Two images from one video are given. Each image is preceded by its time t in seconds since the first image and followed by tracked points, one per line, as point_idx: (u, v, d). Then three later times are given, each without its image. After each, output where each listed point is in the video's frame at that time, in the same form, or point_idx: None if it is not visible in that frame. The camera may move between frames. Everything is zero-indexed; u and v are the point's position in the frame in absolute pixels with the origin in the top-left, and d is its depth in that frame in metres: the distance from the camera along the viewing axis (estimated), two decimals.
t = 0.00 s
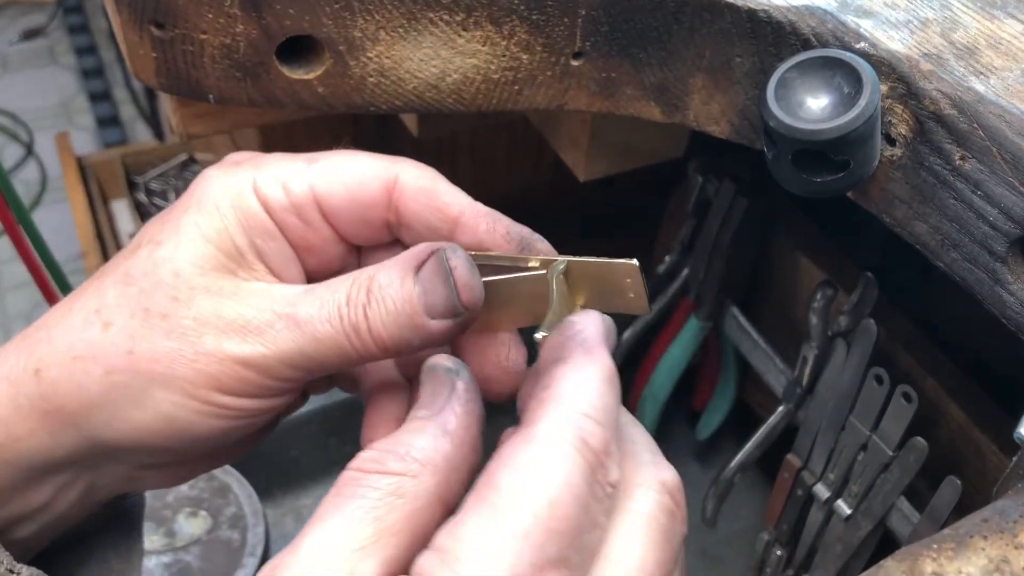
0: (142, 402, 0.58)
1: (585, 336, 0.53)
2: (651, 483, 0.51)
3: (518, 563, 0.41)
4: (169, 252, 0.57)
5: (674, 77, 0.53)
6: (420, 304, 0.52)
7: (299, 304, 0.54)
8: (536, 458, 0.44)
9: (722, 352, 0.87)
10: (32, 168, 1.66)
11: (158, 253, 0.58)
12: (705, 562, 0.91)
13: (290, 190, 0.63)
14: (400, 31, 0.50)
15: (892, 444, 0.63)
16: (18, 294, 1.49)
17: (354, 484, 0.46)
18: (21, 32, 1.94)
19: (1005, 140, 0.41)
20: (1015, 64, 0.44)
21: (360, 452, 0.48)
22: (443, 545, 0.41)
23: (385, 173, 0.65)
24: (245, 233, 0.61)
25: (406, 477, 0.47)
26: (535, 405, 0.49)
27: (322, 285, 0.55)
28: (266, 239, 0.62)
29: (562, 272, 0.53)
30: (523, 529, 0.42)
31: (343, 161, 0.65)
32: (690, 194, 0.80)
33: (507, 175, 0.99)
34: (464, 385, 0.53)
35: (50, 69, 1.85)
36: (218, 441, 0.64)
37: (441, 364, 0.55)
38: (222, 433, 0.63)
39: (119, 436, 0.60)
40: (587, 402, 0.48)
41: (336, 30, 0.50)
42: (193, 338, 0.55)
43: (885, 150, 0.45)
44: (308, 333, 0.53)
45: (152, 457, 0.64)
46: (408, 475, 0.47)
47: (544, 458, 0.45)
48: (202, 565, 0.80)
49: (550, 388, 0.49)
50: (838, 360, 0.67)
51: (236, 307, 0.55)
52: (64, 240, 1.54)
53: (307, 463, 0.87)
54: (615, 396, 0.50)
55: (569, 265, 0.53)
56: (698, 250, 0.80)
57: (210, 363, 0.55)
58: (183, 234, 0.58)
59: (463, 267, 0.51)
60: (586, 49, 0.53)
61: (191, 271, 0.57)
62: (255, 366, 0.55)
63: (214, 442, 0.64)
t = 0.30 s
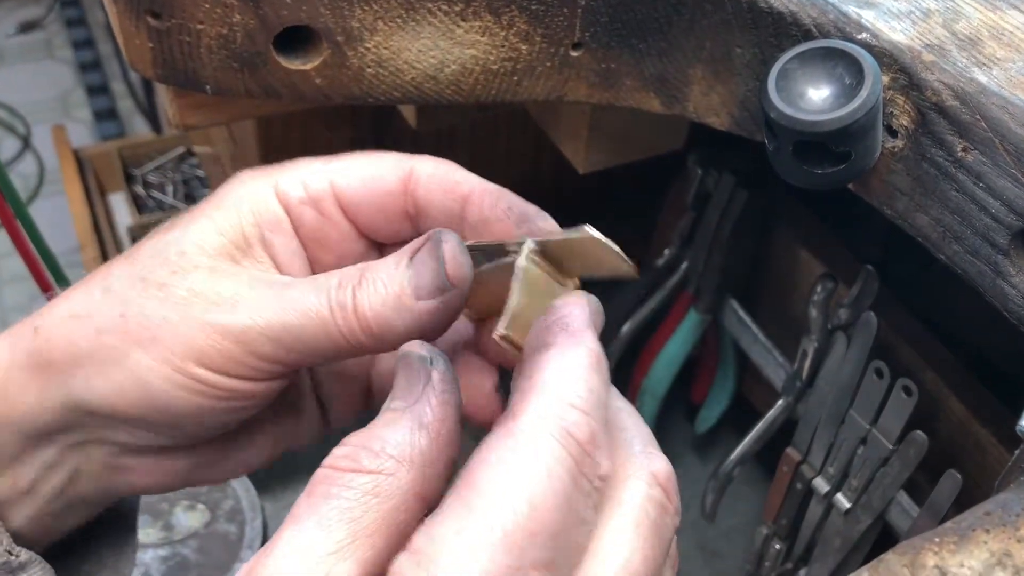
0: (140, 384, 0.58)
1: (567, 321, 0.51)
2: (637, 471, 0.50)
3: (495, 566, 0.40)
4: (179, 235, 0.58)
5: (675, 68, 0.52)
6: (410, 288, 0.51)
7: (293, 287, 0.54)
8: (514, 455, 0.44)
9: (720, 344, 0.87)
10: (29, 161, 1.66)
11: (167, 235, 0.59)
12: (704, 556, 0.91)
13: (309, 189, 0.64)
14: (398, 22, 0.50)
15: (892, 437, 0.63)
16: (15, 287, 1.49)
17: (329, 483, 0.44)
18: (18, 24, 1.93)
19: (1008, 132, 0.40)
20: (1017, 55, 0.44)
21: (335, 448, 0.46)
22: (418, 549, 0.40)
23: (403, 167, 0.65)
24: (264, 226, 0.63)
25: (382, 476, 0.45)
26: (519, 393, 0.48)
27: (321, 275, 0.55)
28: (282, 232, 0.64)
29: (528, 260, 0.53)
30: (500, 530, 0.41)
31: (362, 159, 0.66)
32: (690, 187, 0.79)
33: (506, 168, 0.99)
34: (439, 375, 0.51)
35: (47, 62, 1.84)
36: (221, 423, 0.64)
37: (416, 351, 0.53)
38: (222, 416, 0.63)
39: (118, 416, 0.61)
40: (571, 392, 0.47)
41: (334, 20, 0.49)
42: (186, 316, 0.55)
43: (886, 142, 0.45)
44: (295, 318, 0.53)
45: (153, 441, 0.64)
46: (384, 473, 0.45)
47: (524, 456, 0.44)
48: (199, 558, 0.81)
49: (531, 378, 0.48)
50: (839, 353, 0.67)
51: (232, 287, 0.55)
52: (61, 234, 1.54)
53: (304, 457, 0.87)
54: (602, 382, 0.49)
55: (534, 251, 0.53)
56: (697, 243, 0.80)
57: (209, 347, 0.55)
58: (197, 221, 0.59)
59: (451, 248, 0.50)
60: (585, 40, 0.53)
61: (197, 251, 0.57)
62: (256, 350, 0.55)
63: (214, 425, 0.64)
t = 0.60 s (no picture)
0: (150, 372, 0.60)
1: (604, 358, 0.54)
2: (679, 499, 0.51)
3: None
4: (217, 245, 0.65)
5: (670, 64, 0.52)
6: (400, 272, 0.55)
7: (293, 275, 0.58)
8: (593, 480, 0.45)
9: (716, 341, 0.87)
10: (23, 157, 1.65)
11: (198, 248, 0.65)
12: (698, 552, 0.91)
13: (339, 223, 0.68)
14: (393, 16, 0.49)
15: (886, 434, 0.63)
16: (8, 283, 1.48)
17: (358, 490, 0.44)
18: (12, 19, 1.92)
19: (1004, 128, 0.40)
20: (1012, 52, 0.44)
21: (361, 451, 0.46)
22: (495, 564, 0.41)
23: (426, 200, 0.66)
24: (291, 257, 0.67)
25: (415, 485, 0.45)
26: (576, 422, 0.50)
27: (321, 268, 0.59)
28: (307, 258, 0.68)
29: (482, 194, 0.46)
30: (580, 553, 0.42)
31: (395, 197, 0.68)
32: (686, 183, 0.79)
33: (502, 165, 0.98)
34: (468, 383, 0.52)
35: (41, 57, 1.83)
36: (237, 419, 0.67)
37: (441, 359, 0.54)
38: (239, 408, 0.65)
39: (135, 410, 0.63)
40: (634, 424, 0.48)
41: (328, 14, 0.48)
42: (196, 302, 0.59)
43: (881, 137, 0.45)
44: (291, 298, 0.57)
45: (164, 436, 0.66)
46: (416, 483, 0.45)
47: (601, 480, 0.45)
48: (193, 556, 0.81)
49: (591, 405, 0.50)
50: (833, 350, 0.67)
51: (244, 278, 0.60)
52: (55, 229, 1.53)
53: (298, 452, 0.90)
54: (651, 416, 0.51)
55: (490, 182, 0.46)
56: (692, 240, 0.80)
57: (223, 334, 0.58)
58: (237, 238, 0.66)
59: (440, 227, 0.54)
60: (580, 35, 0.52)
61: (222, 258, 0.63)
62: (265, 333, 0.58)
63: (230, 422, 0.67)
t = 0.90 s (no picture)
0: (144, 375, 0.61)
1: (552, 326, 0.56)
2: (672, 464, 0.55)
3: (605, 539, 0.44)
4: (225, 255, 0.67)
5: (665, 60, 0.52)
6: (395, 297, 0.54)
7: (282, 291, 0.59)
8: (598, 434, 0.48)
9: (711, 338, 0.87)
10: (16, 154, 1.64)
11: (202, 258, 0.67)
12: (691, 550, 0.91)
13: (345, 229, 0.69)
14: (387, 10, 0.49)
15: (881, 432, 0.63)
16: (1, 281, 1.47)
17: (386, 463, 0.43)
18: (5, 15, 1.91)
19: (1001, 125, 0.40)
20: (1009, 48, 0.43)
21: (387, 420, 0.44)
22: (531, 529, 0.43)
23: (425, 195, 0.66)
24: (297, 265, 0.68)
25: (438, 454, 0.45)
26: (559, 387, 0.52)
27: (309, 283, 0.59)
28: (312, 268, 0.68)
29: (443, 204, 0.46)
30: (606, 502, 0.45)
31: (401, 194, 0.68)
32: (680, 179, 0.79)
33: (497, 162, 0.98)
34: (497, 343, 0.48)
35: (35, 53, 1.82)
36: (234, 434, 0.68)
37: (468, 315, 0.47)
38: (234, 423, 0.66)
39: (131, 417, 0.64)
40: (613, 384, 0.52)
41: (322, 8, 0.48)
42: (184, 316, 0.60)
43: (878, 134, 0.45)
44: (284, 314, 0.57)
45: (159, 441, 0.66)
46: (444, 454, 0.45)
47: (607, 434, 0.48)
48: (185, 553, 0.80)
49: (569, 370, 0.52)
50: (828, 348, 0.67)
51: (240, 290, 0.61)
52: (48, 227, 1.52)
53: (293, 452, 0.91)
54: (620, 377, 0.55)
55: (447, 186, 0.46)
56: (687, 238, 0.80)
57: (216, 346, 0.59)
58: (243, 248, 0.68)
59: (428, 245, 0.50)
60: (576, 31, 0.52)
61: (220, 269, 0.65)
62: (257, 351, 0.59)
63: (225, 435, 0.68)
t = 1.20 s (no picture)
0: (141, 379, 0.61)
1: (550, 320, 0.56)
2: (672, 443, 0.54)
3: (606, 535, 0.44)
4: (221, 268, 0.66)
5: (661, 59, 0.52)
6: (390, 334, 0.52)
7: (282, 320, 0.58)
8: (599, 429, 0.48)
9: (706, 338, 0.87)
10: (12, 152, 1.64)
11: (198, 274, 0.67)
12: (687, 549, 0.91)
13: (341, 243, 0.68)
14: (384, 9, 0.49)
15: (876, 432, 0.63)
16: None
17: (361, 459, 0.43)
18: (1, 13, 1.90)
19: (995, 126, 0.40)
20: (1004, 49, 0.44)
21: (359, 415, 0.44)
22: (533, 530, 0.44)
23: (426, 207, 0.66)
24: (294, 279, 0.67)
25: (419, 447, 0.44)
26: (556, 380, 0.52)
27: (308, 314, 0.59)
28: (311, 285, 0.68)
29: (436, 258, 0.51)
30: (608, 500, 0.45)
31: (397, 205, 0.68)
32: (676, 179, 0.79)
33: (493, 162, 0.98)
34: (466, 334, 0.47)
35: (31, 51, 1.82)
36: (227, 457, 0.68)
37: (431, 306, 0.47)
38: (230, 448, 0.67)
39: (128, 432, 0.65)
40: (616, 378, 0.51)
41: (318, 8, 0.48)
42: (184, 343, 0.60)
43: (873, 134, 0.45)
44: (284, 343, 0.57)
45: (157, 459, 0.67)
46: (418, 444, 0.44)
47: (606, 429, 0.48)
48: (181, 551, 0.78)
49: (569, 363, 0.52)
50: (823, 348, 0.67)
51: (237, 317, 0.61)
52: (44, 225, 1.52)
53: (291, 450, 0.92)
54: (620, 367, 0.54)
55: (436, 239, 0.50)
56: (683, 237, 0.80)
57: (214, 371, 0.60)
58: (239, 263, 0.66)
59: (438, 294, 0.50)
60: (572, 30, 0.52)
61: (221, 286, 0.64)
62: (253, 379, 0.59)
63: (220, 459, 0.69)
